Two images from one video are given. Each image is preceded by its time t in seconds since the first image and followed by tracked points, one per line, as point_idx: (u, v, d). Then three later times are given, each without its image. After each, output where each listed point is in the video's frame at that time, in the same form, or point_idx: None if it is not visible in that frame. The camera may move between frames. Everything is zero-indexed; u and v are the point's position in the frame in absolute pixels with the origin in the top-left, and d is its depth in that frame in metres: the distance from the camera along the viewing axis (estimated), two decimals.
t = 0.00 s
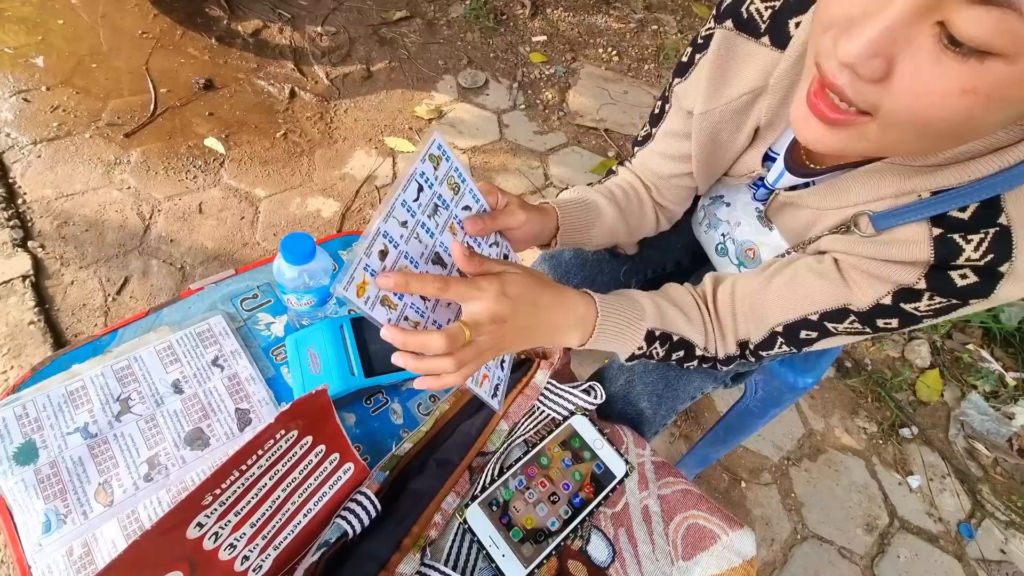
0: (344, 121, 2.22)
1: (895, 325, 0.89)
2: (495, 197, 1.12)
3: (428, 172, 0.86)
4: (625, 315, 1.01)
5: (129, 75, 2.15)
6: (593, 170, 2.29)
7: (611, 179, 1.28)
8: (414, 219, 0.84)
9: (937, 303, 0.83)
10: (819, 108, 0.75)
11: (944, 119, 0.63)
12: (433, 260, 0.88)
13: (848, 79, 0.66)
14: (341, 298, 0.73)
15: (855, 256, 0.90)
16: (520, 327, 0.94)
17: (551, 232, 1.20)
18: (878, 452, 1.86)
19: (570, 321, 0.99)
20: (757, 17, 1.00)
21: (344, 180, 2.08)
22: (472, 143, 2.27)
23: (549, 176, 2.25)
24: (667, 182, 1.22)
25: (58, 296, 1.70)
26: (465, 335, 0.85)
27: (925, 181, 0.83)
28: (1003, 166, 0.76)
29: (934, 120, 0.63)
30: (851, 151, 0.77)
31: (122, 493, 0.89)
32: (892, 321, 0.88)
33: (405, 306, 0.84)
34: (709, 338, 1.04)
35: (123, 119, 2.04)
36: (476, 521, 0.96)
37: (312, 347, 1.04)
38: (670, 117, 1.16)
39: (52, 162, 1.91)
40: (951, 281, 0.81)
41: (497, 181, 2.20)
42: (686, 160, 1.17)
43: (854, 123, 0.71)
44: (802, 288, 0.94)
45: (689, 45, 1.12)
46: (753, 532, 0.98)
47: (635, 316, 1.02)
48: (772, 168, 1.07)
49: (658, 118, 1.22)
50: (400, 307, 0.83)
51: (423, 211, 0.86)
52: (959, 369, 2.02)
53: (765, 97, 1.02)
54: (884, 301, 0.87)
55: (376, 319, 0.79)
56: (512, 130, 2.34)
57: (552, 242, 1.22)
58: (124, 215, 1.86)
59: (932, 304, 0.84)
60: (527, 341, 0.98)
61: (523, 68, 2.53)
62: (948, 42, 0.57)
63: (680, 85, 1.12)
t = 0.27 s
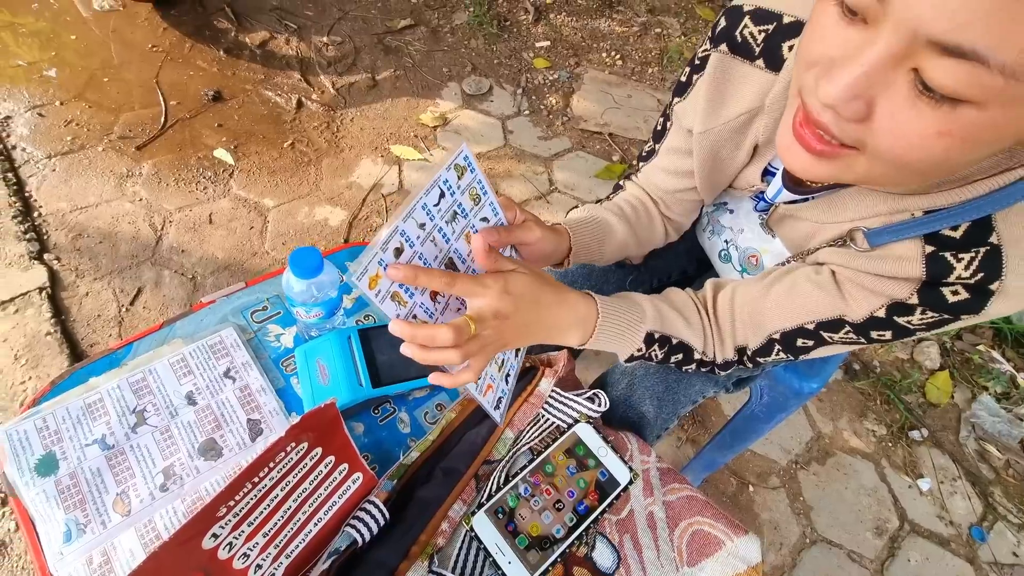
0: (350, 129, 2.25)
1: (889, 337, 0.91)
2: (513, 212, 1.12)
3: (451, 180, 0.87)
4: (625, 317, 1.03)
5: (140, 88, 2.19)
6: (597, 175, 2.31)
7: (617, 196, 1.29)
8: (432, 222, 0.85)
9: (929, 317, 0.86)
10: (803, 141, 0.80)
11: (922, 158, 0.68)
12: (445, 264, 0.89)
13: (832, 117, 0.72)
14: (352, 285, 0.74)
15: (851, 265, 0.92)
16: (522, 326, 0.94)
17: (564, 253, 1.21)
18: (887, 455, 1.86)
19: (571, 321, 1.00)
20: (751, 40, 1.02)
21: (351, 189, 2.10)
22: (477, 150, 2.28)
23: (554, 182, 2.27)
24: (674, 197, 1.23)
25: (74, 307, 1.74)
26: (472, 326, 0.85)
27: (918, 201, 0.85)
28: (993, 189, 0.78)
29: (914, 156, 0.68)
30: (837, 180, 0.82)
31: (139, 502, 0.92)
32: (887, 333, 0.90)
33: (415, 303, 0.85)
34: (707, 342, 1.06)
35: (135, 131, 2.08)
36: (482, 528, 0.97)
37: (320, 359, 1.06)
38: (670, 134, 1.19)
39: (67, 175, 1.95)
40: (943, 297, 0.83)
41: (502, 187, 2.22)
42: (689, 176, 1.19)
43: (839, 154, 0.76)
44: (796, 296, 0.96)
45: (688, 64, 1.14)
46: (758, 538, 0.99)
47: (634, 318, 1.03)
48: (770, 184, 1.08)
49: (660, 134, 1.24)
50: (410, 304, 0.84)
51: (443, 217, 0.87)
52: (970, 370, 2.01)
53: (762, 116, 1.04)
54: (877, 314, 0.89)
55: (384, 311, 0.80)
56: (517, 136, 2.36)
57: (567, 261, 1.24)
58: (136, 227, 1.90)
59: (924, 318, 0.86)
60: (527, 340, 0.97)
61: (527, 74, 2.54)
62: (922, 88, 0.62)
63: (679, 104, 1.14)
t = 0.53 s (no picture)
0: (361, 152, 2.30)
1: (879, 355, 0.94)
2: (532, 234, 1.16)
3: (477, 205, 0.92)
4: (632, 337, 1.05)
5: (158, 115, 2.25)
6: (604, 195, 2.34)
7: (626, 219, 1.33)
8: (454, 241, 0.89)
9: (919, 337, 0.88)
10: (793, 163, 0.83)
11: (902, 186, 0.71)
12: (462, 282, 0.94)
13: (819, 143, 0.74)
14: (371, 295, 0.79)
15: (846, 288, 0.94)
16: (531, 343, 0.96)
17: (575, 273, 1.23)
18: (899, 476, 1.86)
19: (579, 340, 1.02)
20: (746, 71, 1.05)
21: (362, 211, 2.15)
22: (485, 171, 2.32)
23: (561, 202, 2.30)
24: (680, 219, 1.26)
25: (93, 328, 1.78)
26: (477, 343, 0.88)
27: (908, 225, 0.87)
28: (979, 215, 0.80)
29: (896, 186, 0.71)
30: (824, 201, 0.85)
31: (160, 523, 0.95)
32: (876, 351, 0.94)
33: (427, 316, 0.89)
34: (708, 360, 1.09)
35: (154, 156, 2.14)
36: (493, 550, 0.99)
37: (336, 383, 1.10)
38: (673, 159, 1.22)
39: (88, 200, 2.01)
40: (931, 318, 0.86)
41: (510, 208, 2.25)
42: (692, 199, 1.21)
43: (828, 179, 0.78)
44: (796, 317, 0.98)
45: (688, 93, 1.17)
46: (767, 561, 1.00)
47: (640, 337, 1.06)
48: (770, 206, 1.10)
49: (663, 159, 1.27)
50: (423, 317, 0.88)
51: (464, 238, 0.92)
52: (982, 390, 2.01)
53: (758, 142, 1.07)
54: (869, 334, 0.92)
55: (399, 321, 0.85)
56: (524, 157, 2.40)
57: (576, 283, 1.26)
58: (154, 249, 1.95)
59: (914, 339, 0.89)
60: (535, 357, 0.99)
61: (534, 96, 2.59)
62: (903, 122, 0.65)
63: (680, 130, 1.18)
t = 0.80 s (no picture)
0: (374, 162, 2.33)
1: (892, 371, 0.94)
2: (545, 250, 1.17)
3: (498, 225, 0.93)
4: (642, 354, 1.06)
5: (177, 123, 2.30)
6: (613, 209, 2.35)
7: (632, 234, 1.34)
8: (475, 262, 0.91)
9: (928, 352, 0.89)
10: (803, 176, 0.82)
11: (911, 201, 0.71)
12: (479, 300, 0.95)
13: (828, 158, 0.74)
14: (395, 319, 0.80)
15: (855, 304, 0.95)
16: (546, 360, 0.98)
17: (583, 289, 1.25)
18: (909, 496, 1.83)
19: (590, 359, 1.03)
20: (751, 90, 1.07)
21: (373, 221, 2.18)
22: (495, 182, 2.35)
23: (569, 215, 2.32)
24: (686, 234, 1.28)
25: (108, 331, 1.81)
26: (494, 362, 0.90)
27: (915, 241, 0.89)
28: (985, 227, 0.82)
29: (903, 201, 0.71)
30: (831, 215, 0.85)
31: (172, 525, 0.97)
32: (890, 367, 0.93)
33: (445, 335, 0.89)
34: (720, 377, 1.09)
35: (172, 164, 2.18)
36: (499, 560, 0.99)
37: (346, 391, 1.12)
38: (679, 175, 1.24)
39: (106, 205, 2.05)
40: (940, 333, 0.86)
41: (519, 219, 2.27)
42: (699, 214, 1.23)
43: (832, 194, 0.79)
44: (808, 333, 0.99)
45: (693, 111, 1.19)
46: None
47: (650, 355, 1.07)
48: (777, 221, 1.12)
49: (670, 175, 1.29)
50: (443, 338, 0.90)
51: (484, 258, 0.93)
52: (994, 411, 2.00)
53: (764, 158, 1.09)
54: (879, 349, 0.92)
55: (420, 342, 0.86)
56: (535, 169, 2.42)
57: (583, 296, 1.28)
58: (169, 254, 1.98)
59: (925, 353, 0.89)
60: (548, 374, 1.01)
61: (545, 110, 2.62)
62: (914, 138, 0.65)
63: (686, 147, 1.20)
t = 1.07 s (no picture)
0: (381, 167, 2.35)
1: (905, 381, 0.93)
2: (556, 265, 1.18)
3: (508, 242, 0.95)
4: (654, 371, 1.06)
5: (187, 127, 2.32)
6: (618, 214, 2.36)
7: (637, 245, 1.35)
8: (484, 277, 0.92)
9: (942, 362, 0.88)
10: (811, 190, 0.83)
11: (922, 212, 0.70)
12: (488, 316, 0.97)
13: (837, 171, 0.74)
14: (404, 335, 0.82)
15: (865, 316, 0.95)
16: (557, 383, 0.99)
17: (590, 303, 1.25)
18: (915, 506, 1.83)
19: (603, 381, 1.03)
20: (755, 102, 1.07)
21: (380, 225, 2.19)
22: (501, 187, 2.36)
23: (575, 220, 2.33)
24: (692, 244, 1.29)
25: (117, 332, 1.83)
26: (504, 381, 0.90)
27: (923, 250, 0.89)
28: (992, 237, 0.81)
29: (914, 212, 0.71)
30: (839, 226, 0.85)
31: (180, 526, 0.98)
32: (903, 377, 0.93)
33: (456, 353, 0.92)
34: (731, 393, 1.10)
35: (182, 167, 2.20)
36: (501, 564, 1.00)
37: (352, 395, 1.13)
38: (683, 185, 1.25)
39: (117, 208, 2.07)
40: (953, 342, 0.86)
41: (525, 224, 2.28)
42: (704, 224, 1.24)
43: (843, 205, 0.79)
44: (820, 347, 0.99)
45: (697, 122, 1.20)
46: None
47: (664, 373, 1.06)
48: (783, 231, 1.13)
49: (674, 186, 1.30)
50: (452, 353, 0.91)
51: (493, 274, 0.95)
52: (1002, 421, 2.00)
53: (769, 169, 1.10)
54: (892, 359, 0.92)
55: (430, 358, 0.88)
56: (540, 174, 2.43)
57: (591, 309, 1.27)
58: (178, 257, 2.00)
59: (938, 364, 0.89)
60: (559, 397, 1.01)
61: (551, 115, 2.64)
62: (924, 150, 0.65)
63: (691, 159, 1.20)
